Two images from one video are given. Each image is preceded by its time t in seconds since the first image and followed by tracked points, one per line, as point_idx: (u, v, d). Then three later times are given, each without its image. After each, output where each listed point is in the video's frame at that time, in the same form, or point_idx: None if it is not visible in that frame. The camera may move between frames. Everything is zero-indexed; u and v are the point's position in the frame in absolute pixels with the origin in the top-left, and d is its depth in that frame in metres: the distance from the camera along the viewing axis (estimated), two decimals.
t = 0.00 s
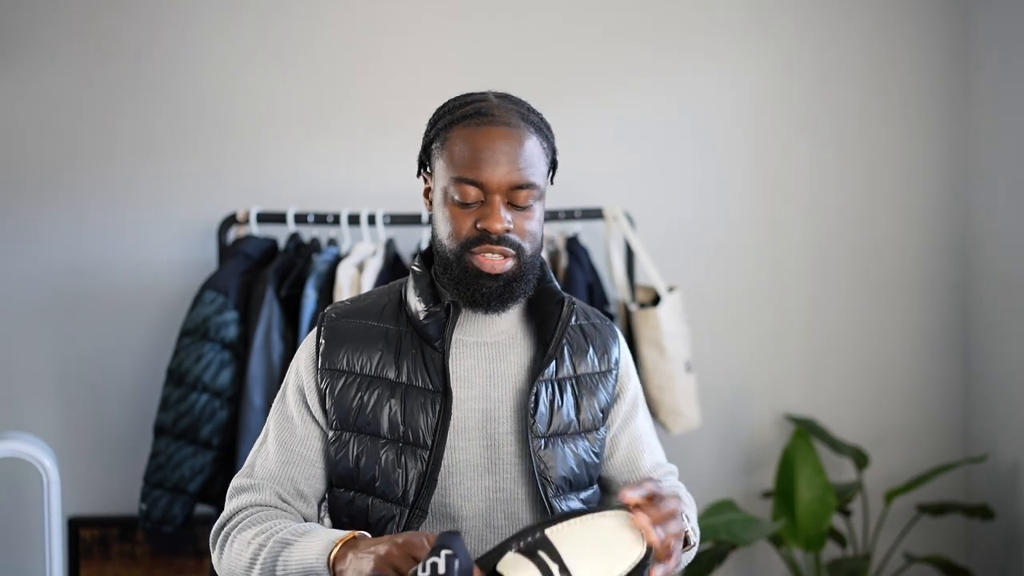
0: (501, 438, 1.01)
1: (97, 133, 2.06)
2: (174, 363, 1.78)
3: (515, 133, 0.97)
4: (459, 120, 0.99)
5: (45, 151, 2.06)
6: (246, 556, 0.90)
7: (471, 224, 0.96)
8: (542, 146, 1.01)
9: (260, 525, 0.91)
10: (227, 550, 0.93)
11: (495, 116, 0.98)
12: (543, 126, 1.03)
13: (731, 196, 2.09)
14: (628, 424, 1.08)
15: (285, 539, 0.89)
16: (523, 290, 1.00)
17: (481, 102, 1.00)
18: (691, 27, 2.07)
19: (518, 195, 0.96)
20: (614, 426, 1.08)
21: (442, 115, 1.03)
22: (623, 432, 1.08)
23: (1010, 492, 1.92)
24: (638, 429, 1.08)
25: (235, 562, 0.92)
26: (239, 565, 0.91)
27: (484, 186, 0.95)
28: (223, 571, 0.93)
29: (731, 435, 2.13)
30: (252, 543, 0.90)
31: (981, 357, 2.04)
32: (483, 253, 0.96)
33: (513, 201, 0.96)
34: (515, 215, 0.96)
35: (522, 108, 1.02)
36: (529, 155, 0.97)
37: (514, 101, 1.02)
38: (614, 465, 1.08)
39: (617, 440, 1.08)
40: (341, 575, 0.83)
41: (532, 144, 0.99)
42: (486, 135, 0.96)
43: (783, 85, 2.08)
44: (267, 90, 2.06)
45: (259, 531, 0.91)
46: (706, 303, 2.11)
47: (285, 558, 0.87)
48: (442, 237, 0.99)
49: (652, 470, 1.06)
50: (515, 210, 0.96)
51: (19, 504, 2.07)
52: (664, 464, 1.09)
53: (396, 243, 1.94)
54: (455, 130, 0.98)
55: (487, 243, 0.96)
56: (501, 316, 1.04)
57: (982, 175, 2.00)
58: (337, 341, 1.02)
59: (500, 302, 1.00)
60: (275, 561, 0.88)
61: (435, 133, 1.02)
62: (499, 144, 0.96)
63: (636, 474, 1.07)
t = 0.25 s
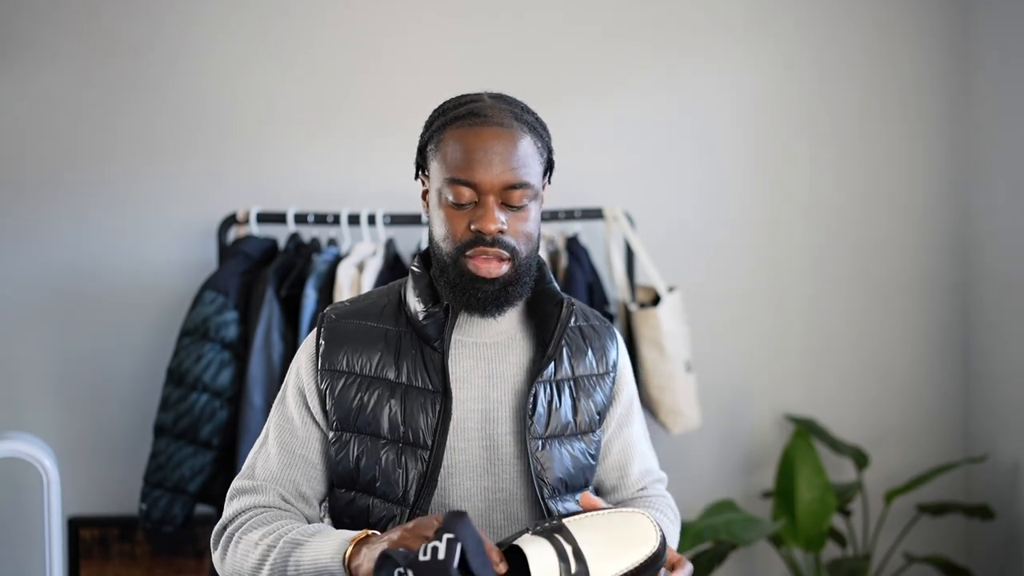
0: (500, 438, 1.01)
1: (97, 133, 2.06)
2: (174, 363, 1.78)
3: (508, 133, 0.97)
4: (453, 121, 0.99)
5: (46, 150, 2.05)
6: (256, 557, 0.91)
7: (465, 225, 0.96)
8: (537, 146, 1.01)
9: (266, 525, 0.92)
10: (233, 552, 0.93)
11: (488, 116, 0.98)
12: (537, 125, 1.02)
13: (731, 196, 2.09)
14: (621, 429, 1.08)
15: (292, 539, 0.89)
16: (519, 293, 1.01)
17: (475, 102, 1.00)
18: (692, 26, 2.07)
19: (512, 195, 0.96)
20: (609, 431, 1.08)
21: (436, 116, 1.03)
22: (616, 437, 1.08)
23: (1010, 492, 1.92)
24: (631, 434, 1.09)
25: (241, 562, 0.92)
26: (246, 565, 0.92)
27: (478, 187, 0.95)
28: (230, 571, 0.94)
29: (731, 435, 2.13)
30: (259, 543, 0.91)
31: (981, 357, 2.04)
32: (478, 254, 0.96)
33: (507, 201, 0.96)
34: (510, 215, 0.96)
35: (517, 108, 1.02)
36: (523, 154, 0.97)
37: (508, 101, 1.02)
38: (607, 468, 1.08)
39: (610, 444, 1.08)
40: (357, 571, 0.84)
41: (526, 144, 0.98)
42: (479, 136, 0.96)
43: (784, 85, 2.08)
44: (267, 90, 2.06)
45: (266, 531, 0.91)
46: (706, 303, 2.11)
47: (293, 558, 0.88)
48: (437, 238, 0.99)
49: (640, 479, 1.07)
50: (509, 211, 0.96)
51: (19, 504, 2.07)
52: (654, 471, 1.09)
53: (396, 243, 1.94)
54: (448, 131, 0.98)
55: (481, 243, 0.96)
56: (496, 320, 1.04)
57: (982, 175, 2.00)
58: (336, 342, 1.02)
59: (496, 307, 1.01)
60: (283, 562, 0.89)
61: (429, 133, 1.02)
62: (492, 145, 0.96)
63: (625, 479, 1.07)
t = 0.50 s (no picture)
0: (499, 438, 1.01)
1: (97, 133, 2.06)
2: (174, 363, 1.78)
3: (503, 134, 0.97)
4: (448, 122, 0.99)
5: (46, 150, 2.05)
6: (252, 553, 0.91)
7: (461, 226, 0.96)
8: (533, 146, 1.01)
9: (262, 519, 0.92)
10: (232, 551, 0.94)
11: (483, 117, 0.98)
12: (533, 125, 1.02)
13: (731, 195, 2.09)
14: (621, 430, 1.08)
15: (285, 528, 0.89)
16: (516, 290, 1.00)
17: (470, 103, 1.00)
18: (692, 26, 2.07)
19: (508, 196, 0.96)
20: (608, 431, 1.08)
21: (432, 117, 1.03)
22: (615, 438, 1.08)
23: (1010, 493, 1.92)
24: (630, 435, 1.09)
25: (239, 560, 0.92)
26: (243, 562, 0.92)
27: (473, 188, 0.95)
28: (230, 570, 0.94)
29: (732, 435, 2.12)
30: (254, 537, 0.91)
31: (982, 357, 2.04)
32: (475, 255, 0.96)
33: (503, 201, 0.96)
34: (506, 216, 0.96)
35: (512, 108, 1.02)
36: (519, 155, 0.97)
37: (504, 101, 1.02)
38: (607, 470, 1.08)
39: (609, 445, 1.08)
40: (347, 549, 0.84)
41: (521, 144, 0.98)
42: (475, 137, 0.96)
43: (784, 85, 2.08)
44: (268, 90, 2.06)
45: (261, 524, 0.92)
46: (706, 303, 2.11)
47: (286, 546, 0.88)
48: (434, 240, 0.99)
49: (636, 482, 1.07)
50: (505, 211, 0.96)
51: (19, 504, 2.07)
52: (652, 472, 1.09)
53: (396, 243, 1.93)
54: (443, 132, 0.98)
55: (478, 245, 0.96)
56: (495, 317, 1.04)
57: (982, 176, 2.00)
58: (335, 343, 1.02)
59: (493, 304, 1.01)
60: (276, 551, 0.89)
61: (425, 135, 1.02)
62: (487, 146, 0.96)
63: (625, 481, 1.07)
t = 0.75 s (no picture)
0: (497, 438, 1.01)
1: (97, 133, 2.06)
2: (174, 363, 1.78)
3: (497, 132, 0.97)
4: (443, 121, 0.99)
5: (46, 151, 2.06)
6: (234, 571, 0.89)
7: (456, 224, 0.96)
8: (527, 144, 1.01)
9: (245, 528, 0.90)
10: (220, 563, 0.93)
11: (477, 115, 0.98)
12: (528, 123, 1.02)
13: (731, 195, 2.09)
14: (620, 430, 1.08)
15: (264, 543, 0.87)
16: (511, 290, 1.01)
17: (465, 101, 1.00)
18: (692, 26, 2.07)
19: (502, 193, 0.96)
20: (606, 431, 1.08)
21: (427, 116, 1.03)
22: (615, 438, 1.08)
23: (1010, 493, 1.92)
24: (629, 435, 1.08)
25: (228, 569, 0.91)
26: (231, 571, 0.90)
27: (467, 186, 0.95)
28: None
29: (731, 435, 2.12)
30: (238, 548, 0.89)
31: (982, 357, 2.04)
32: (470, 253, 0.96)
33: (497, 199, 0.96)
34: (499, 213, 0.96)
35: (507, 106, 1.02)
36: (513, 152, 0.97)
37: (498, 99, 1.02)
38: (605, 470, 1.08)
39: (607, 445, 1.08)
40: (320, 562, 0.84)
41: (516, 142, 0.98)
42: (468, 135, 0.96)
43: (784, 85, 2.08)
44: (267, 91, 2.06)
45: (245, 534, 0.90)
46: (706, 303, 2.11)
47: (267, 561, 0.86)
48: (429, 238, 0.99)
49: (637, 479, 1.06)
50: (499, 208, 0.96)
51: (18, 504, 2.07)
52: (650, 472, 1.09)
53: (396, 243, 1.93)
54: (438, 131, 0.98)
55: (472, 242, 0.96)
56: (490, 315, 1.03)
57: (982, 176, 2.00)
58: (333, 342, 1.01)
59: (490, 303, 1.01)
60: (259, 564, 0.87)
61: (420, 134, 1.02)
62: (481, 143, 0.96)
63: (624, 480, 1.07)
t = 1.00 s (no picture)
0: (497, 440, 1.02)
1: (97, 133, 2.06)
2: (174, 363, 1.78)
3: (496, 132, 0.97)
4: (441, 121, 0.98)
5: (46, 151, 2.06)
6: None
7: (455, 225, 0.96)
8: (526, 144, 1.01)
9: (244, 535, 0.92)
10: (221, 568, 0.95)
11: (476, 116, 0.97)
12: (526, 123, 1.02)
13: (731, 195, 2.09)
14: (620, 430, 1.08)
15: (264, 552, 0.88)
16: (512, 291, 1.01)
17: (463, 102, 1.00)
18: (693, 26, 2.07)
19: (501, 194, 0.96)
20: (606, 431, 1.08)
21: (425, 116, 1.03)
22: (615, 438, 1.08)
23: (1010, 493, 1.92)
24: (629, 435, 1.08)
25: None
26: None
27: (467, 187, 0.95)
28: None
29: (731, 435, 2.12)
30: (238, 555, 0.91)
31: (981, 357, 2.04)
32: (470, 254, 0.97)
33: (497, 200, 0.96)
34: (499, 214, 0.96)
35: (505, 106, 1.02)
36: (512, 153, 0.97)
37: (497, 99, 1.01)
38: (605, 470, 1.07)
39: (608, 445, 1.08)
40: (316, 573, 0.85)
41: (515, 142, 0.98)
42: (467, 136, 0.96)
43: (784, 85, 2.08)
44: (268, 91, 2.06)
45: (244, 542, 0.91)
46: (706, 303, 2.11)
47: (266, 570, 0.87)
48: (428, 239, 0.99)
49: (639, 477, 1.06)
50: (499, 209, 0.96)
51: (19, 504, 2.07)
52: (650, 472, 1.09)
53: (396, 243, 1.93)
54: (436, 131, 0.98)
55: (472, 244, 0.96)
56: (490, 316, 1.03)
57: (982, 176, 2.00)
58: (332, 344, 1.01)
59: (490, 305, 1.01)
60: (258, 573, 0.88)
61: (418, 134, 1.02)
62: (480, 144, 0.96)
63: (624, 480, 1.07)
